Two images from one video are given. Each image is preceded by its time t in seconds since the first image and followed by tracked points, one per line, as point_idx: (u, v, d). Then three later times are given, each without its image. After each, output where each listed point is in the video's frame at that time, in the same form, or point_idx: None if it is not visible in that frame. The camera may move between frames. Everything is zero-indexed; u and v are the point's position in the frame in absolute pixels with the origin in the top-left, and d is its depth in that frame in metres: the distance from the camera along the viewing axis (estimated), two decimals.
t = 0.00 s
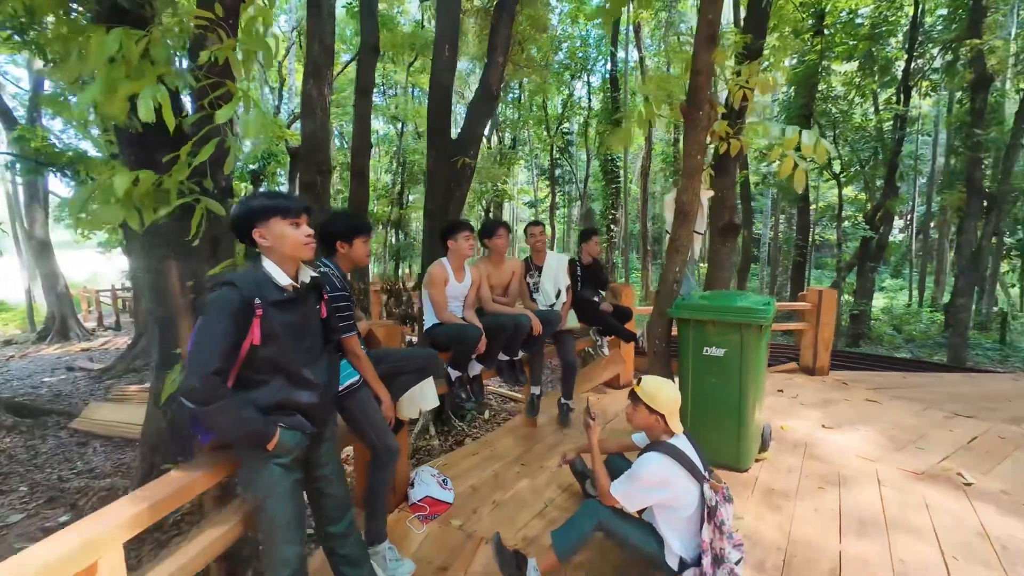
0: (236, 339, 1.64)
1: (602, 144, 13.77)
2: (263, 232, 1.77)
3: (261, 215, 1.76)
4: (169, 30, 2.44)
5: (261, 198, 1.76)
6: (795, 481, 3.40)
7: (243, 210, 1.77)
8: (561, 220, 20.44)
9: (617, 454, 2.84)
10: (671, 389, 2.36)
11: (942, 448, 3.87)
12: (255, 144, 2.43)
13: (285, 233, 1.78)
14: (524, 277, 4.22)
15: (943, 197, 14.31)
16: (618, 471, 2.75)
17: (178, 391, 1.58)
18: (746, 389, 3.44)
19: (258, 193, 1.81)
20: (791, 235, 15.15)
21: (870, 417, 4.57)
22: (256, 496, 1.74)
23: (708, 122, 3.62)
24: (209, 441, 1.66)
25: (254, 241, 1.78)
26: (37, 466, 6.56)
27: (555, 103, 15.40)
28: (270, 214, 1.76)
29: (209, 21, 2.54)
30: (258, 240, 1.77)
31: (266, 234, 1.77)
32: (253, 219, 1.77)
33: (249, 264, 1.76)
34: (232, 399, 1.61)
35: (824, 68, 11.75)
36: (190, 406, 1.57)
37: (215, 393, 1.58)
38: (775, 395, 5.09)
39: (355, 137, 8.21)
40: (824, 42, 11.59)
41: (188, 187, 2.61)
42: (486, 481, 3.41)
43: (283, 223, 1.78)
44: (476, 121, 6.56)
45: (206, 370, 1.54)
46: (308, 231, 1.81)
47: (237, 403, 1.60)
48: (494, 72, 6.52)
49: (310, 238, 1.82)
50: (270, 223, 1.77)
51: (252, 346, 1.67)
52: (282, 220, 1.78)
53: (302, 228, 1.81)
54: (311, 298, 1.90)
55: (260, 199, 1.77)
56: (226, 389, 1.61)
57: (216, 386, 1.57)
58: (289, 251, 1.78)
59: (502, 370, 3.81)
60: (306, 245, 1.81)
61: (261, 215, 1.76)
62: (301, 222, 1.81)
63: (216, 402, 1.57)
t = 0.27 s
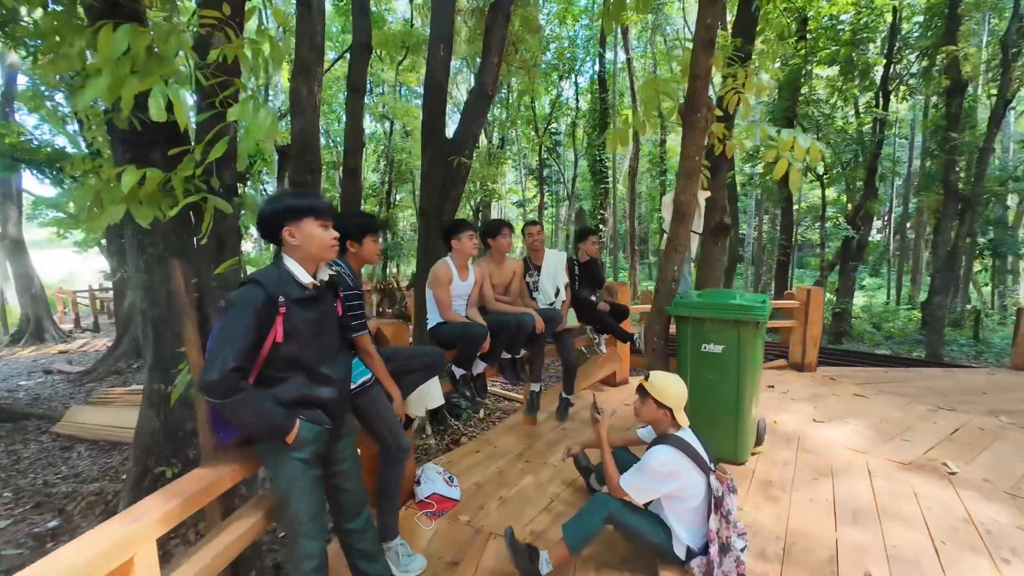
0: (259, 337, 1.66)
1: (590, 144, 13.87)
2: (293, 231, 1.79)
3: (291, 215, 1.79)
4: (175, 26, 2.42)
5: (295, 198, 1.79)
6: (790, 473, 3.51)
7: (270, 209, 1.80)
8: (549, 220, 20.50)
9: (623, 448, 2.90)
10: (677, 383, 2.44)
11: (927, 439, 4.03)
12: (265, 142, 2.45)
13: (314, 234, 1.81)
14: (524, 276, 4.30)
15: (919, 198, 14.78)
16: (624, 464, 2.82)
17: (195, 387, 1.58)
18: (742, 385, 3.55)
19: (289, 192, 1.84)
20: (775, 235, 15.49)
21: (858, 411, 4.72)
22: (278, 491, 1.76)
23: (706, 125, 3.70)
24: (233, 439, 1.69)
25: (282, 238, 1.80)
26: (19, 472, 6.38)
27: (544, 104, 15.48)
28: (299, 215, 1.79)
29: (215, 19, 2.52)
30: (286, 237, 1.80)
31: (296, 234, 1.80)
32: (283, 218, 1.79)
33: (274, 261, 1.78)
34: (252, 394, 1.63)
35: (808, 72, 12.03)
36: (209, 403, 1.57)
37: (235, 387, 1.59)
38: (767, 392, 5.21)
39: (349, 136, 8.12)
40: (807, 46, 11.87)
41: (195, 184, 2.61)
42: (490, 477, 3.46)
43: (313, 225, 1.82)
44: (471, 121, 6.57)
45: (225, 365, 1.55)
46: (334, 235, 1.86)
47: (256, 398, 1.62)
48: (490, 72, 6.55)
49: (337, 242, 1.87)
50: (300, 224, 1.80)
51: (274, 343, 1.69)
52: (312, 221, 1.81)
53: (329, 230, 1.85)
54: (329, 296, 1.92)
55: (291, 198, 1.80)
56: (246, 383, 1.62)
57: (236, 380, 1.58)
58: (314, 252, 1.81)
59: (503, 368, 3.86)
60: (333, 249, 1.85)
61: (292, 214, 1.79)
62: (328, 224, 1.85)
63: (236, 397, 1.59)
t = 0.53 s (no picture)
0: (265, 338, 1.66)
1: (581, 145, 13.94)
2: (321, 235, 1.81)
3: (318, 217, 1.81)
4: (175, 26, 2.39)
5: (328, 203, 1.82)
6: (784, 469, 3.59)
7: (283, 214, 1.81)
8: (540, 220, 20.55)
9: (623, 446, 2.94)
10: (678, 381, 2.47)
11: (913, 435, 4.15)
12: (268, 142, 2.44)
13: (338, 240, 1.84)
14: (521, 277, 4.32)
15: (901, 199, 15.16)
16: (625, 462, 2.86)
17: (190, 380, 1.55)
18: (737, 383, 3.62)
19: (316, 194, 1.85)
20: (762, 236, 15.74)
21: (846, 408, 4.84)
22: (286, 493, 1.76)
23: (701, 128, 3.77)
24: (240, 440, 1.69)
25: (306, 238, 1.81)
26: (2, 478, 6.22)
27: (535, 104, 15.53)
28: (326, 219, 1.82)
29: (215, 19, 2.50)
30: (309, 239, 1.81)
31: (322, 238, 1.82)
32: (311, 220, 1.80)
33: (293, 262, 1.79)
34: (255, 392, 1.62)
35: (794, 75, 12.24)
36: (211, 401, 1.55)
37: (229, 381, 1.55)
38: (758, 389, 5.31)
39: (341, 135, 8.05)
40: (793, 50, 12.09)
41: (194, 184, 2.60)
42: (490, 477, 3.48)
43: (338, 231, 1.85)
44: (466, 121, 6.59)
45: (222, 362, 1.53)
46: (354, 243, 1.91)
47: (252, 391, 1.58)
48: (484, 72, 6.57)
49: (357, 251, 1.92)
50: (326, 228, 1.83)
51: (279, 343, 1.70)
52: (338, 228, 1.85)
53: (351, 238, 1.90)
54: (336, 298, 1.93)
55: (319, 200, 1.82)
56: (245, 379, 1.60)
57: (230, 376, 1.55)
58: (334, 257, 1.85)
59: (502, 368, 3.88)
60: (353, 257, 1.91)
61: (319, 217, 1.81)
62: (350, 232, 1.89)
63: (231, 391, 1.55)
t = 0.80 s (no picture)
0: (256, 344, 1.61)
1: (575, 145, 13.92)
2: (315, 237, 1.77)
3: (312, 218, 1.76)
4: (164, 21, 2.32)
5: (326, 204, 1.78)
6: (780, 469, 3.59)
7: (274, 214, 1.76)
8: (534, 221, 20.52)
9: (622, 449, 2.90)
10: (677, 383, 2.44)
11: (908, 434, 4.17)
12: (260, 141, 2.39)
13: (332, 240, 1.80)
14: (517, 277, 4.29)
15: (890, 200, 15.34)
16: (624, 465, 2.83)
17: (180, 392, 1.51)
18: (734, 385, 3.61)
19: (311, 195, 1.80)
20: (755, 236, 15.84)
21: (841, 407, 4.86)
22: (278, 503, 1.71)
23: (697, 129, 3.76)
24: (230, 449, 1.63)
25: (300, 239, 1.75)
26: None
27: (528, 105, 15.52)
28: (320, 218, 1.77)
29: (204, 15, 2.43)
30: (303, 242, 1.76)
31: (316, 240, 1.77)
32: (307, 221, 1.75)
33: (288, 265, 1.74)
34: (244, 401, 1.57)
35: (786, 76, 12.33)
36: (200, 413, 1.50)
37: (222, 389, 1.52)
38: (754, 390, 5.31)
39: (334, 134, 7.96)
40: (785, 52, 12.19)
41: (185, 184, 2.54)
42: (487, 480, 3.43)
43: (333, 232, 1.81)
44: (460, 121, 6.53)
45: (211, 371, 1.49)
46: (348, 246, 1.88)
47: (241, 401, 1.53)
48: (478, 72, 6.53)
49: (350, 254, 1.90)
50: (320, 229, 1.78)
51: (270, 349, 1.64)
52: (332, 228, 1.80)
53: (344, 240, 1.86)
54: (329, 302, 1.88)
55: (314, 200, 1.78)
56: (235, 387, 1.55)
57: (222, 383, 1.51)
58: (329, 260, 1.81)
59: (498, 370, 3.84)
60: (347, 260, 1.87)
61: (313, 217, 1.76)
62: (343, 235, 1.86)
63: (221, 402, 1.51)
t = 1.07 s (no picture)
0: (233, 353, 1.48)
1: (572, 145, 13.78)
2: (269, 232, 1.60)
3: (262, 211, 1.60)
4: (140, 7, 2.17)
5: (276, 195, 1.60)
6: (786, 475, 3.48)
7: (245, 208, 1.62)
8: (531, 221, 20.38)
9: (625, 457, 2.76)
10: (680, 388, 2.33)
11: (915, 438, 4.07)
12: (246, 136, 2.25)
13: (286, 235, 1.61)
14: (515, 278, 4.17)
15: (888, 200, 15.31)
16: (626, 475, 2.71)
17: (160, 413, 1.40)
18: (738, 388, 3.49)
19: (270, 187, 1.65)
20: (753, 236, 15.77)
21: (845, 410, 4.76)
22: (258, 527, 1.58)
23: (700, 125, 3.65)
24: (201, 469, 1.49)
25: (253, 237, 1.61)
26: None
27: (525, 105, 15.41)
28: (271, 211, 1.60)
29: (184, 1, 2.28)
30: (257, 237, 1.61)
31: (271, 235, 1.61)
32: (258, 215, 1.60)
33: (248, 265, 1.60)
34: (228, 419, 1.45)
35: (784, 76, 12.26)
36: (182, 435, 1.38)
37: (207, 408, 1.40)
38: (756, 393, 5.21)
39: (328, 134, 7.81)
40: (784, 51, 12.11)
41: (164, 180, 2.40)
42: (483, 489, 3.31)
43: (291, 225, 1.62)
44: (456, 119, 6.39)
45: (195, 387, 1.38)
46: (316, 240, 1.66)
47: (231, 420, 1.43)
48: (475, 69, 6.40)
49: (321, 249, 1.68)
50: (271, 223, 1.61)
51: (249, 359, 1.51)
52: (288, 220, 1.61)
53: (311, 234, 1.66)
54: (313, 305, 1.74)
55: (267, 191, 1.62)
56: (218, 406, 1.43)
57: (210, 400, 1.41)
58: (290, 257, 1.62)
59: (495, 374, 3.71)
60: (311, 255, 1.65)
61: (264, 210, 1.59)
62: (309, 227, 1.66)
63: (209, 423, 1.40)
